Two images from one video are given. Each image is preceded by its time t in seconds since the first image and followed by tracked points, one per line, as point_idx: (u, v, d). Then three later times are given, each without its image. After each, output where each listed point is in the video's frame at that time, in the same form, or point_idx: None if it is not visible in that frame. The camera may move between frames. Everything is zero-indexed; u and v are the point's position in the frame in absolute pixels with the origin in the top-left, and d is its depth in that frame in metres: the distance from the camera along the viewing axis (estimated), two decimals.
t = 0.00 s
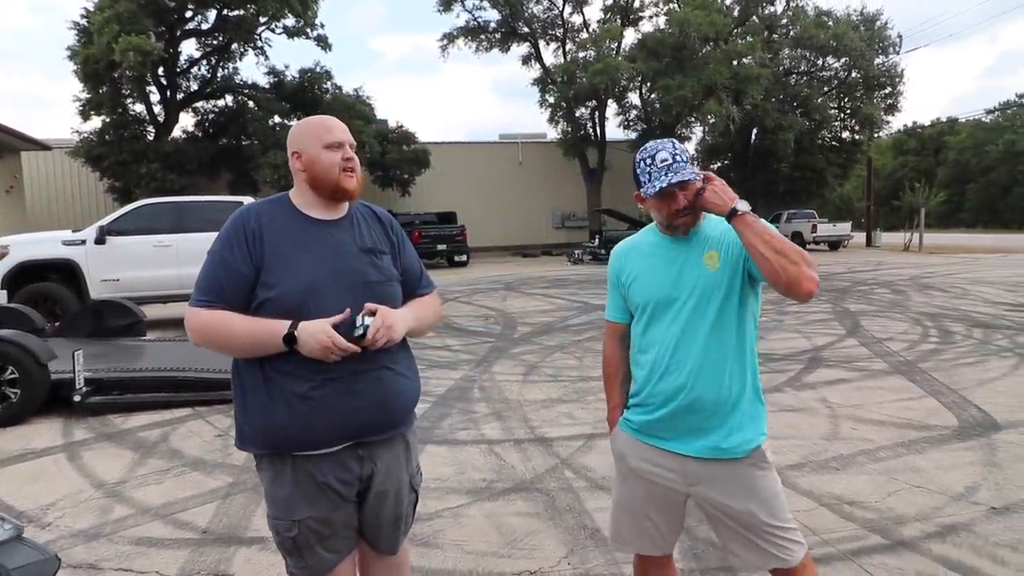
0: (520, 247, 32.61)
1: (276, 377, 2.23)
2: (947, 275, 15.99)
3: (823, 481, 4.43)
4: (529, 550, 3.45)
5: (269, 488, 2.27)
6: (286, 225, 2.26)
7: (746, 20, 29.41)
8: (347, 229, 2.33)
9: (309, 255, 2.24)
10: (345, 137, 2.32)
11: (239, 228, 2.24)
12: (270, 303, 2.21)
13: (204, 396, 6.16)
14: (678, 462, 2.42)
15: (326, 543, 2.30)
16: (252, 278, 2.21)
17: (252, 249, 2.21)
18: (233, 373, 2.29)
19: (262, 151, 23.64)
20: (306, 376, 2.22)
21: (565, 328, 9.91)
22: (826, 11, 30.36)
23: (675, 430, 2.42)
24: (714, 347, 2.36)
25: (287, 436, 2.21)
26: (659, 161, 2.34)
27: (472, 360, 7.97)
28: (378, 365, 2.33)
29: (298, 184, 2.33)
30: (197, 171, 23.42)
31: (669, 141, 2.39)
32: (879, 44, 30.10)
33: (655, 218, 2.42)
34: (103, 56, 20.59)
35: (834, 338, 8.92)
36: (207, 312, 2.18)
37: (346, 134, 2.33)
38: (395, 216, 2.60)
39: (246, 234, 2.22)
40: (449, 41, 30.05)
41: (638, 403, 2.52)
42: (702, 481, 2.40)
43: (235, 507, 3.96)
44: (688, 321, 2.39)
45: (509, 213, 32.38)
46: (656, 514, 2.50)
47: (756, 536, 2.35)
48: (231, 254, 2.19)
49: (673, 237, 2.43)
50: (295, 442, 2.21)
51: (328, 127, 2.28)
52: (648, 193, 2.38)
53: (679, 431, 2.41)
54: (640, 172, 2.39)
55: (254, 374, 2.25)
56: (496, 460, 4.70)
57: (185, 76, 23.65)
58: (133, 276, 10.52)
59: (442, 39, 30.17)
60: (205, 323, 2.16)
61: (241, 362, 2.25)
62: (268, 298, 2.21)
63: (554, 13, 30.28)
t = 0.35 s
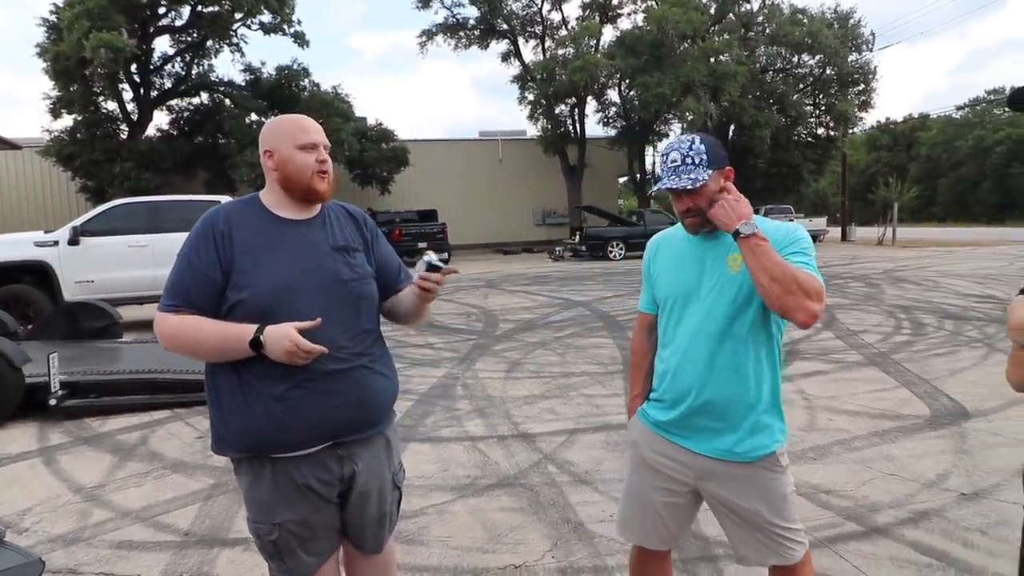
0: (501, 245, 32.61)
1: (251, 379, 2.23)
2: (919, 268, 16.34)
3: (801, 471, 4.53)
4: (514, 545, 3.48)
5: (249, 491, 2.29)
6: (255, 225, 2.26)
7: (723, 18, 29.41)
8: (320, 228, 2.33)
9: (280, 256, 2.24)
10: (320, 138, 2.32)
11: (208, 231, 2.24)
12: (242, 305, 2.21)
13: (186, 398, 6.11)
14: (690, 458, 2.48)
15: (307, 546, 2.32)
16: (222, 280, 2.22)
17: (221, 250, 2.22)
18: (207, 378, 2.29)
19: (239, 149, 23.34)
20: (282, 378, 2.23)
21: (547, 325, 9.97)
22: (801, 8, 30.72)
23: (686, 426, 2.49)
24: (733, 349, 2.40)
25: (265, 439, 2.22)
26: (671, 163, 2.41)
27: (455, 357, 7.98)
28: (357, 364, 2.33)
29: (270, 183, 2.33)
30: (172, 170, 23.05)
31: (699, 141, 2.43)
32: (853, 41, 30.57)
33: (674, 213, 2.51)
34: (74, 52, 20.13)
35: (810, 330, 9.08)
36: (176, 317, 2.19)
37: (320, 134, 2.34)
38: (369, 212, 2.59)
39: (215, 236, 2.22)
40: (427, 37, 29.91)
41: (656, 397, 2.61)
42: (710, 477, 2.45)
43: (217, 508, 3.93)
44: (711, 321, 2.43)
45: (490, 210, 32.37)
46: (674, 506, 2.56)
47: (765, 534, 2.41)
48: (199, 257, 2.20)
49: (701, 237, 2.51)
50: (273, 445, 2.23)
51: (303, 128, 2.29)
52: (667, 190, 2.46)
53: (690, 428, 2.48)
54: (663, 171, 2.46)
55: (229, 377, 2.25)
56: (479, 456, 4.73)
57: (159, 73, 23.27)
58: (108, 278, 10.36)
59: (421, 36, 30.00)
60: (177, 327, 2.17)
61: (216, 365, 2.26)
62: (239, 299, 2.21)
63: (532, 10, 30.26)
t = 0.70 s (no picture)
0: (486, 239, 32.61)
1: (233, 377, 2.25)
2: (897, 259, 16.66)
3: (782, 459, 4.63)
4: (503, 535, 3.54)
5: (235, 488, 2.32)
6: (233, 221, 2.27)
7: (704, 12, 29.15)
8: (300, 225, 2.34)
9: (260, 253, 2.26)
10: (297, 138, 2.31)
11: (187, 229, 2.26)
12: (222, 302, 2.23)
13: (172, 395, 6.09)
14: (688, 435, 2.60)
15: (295, 542, 2.35)
16: (202, 277, 2.24)
17: (200, 248, 2.24)
18: (192, 375, 2.32)
19: (220, 144, 23.08)
20: (264, 374, 2.25)
21: (532, 318, 10.04)
22: (782, 3, 30.97)
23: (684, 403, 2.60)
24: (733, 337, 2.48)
25: (248, 435, 2.24)
26: (696, 148, 2.50)
27: (441, 351, 8.00)
28: (338, 360, 2.35)
29: (249, 180, 2.35)
30: (152, 165, 22.73)
31: (722, 132, 2.47)
32: (832, 35, 30.92)
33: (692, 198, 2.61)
34: (49, 45, 19.71)
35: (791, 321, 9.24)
36: (156, 315, 2.22)
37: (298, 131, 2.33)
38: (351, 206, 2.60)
39: (193, 234, 2.24)
40: (410, 30, 29.76)
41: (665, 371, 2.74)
42: (706, 454, 2.56)
43: (207, 503, 3.94)
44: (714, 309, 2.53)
45: (474, 204, 32.35)
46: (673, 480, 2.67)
47: (753, 517, 2.50)
48: (178, 254, 2.22)
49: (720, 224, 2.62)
50: (257, 441, 2.25)
51: (279, 127, 2.28)
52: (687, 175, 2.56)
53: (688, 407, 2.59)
54: (684, 155, 2.57)
55: (212, 375, 2.28)
56: (468, 448, 4.77)
57: (137, 66, 22.96)
58: (89, 274, 10.23)
59: (403, 29, 29.81)
60: (157, 325, 2.20)
61: (199, 363, 2.29)
62: (220, 296, 2.23)
63: (515, 3, 30.18)
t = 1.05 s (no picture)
0: (482, 238, 32.59)
1: (230, 377, 2.27)
2: (891, 257, 16.75)
3: (778, 455, 4.66)
4: (502, 532, 3.56)
5: (234, 485, 2.34)
6: (226, 223, 2.29)
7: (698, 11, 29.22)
8: (293, 225, 2.35)
9: (254, 254, 2.27)
10: (278, 140, 2.30)
11: (183, 231, 2.28)
12: (217, 303, 2.24)
13: (170, 395, 6.09)
14: (666, 433, 2.64)
15: (292, 540, 2.37)
16: (197, 279, 2.25)
17: (196, 250, 2.25)
18: (190, 376, 2.33)
19: (214, 143, 23.00)
20: (260, 374, 2.26)
21: (530, 317, 10.05)
22: (775, 2, 31.06)
23: (659, 402, 2.64)
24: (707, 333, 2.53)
25: (245, 434, 2.26)
26: (665, 146, 2.58)
27: (439, 350, 8.02)
28: (333, 359, 2.37)
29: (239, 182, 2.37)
30: (146, 164, 22.64)
31: (687, 131, 2.55)
32: (826, 34, 31.02)
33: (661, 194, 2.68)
34: (43, 45, 19.58)
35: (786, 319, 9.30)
36: (154, 317, 2.23)
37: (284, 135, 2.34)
38: (347, 205, 2.60)
39: (189, 235, 2.26)
40: (405, 29, 29.73)
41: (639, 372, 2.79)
42: (685, 450, 2.60)
43: (206, 502, 3.95)
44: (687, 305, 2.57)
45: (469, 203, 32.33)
46: (657, 476, 2.70)
47: (734, 508, 2.54)
48: (173, 256, 2.24)
49: (688, 220, 2.67)
50: (254, 440, 2.27)
51: (261, 130, 2.29)
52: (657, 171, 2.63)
53: (663, 405, 2.63)
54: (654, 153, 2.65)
55: (210, 376, 2.29)
56: (467, 446, 4.79)
57: (131, 65, 22.90)
58: (85, 274, 10.21)
59: (398, 28, 29.78)
60: (154, 327, 2.21)
61: (197, 364, 2.30)
62: (215, 297, 2.24)
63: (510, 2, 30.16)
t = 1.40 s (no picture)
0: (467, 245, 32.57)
1: (213, 383, 2.26)
2: (870, 268, 17.01)
3: (759, 463, 4.71)
4: (486, 539, 3.56)
5: (215, 491, 2.33)
6: (209, 231, 2.29)
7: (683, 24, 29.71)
8: (278, 232, 2.35)
9: (239, 261, 2.27)
10: (257, 148, 2.30)
11: (166, 238, 2.27)
12: (201, 310, 2.24)
13: (150, 402, 6.00)
14: (632, 439, 2.66)
15: (272, 546, 2.36)
16: (180, 286, 2.25)
17: (180, 257, 2.25)
18: (172, 383, 2.32)
19: (198, 146, 22.81)
20: (243, 381, 2.26)
21: (515, 324, 10.07)
22: (759, 16, 31.54)
23: (624, 409, 2.67)
24: (672, 342, 2.58)
25: (227, 440, 2.25)
26: (626, 162, 2.63)
27: (424, 357, 8.00)
28: (317, 366, 2.36)
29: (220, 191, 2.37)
30: (128, 166, 22.39)
31: (646, 147, 2.62)
32: (808, 49, 31.53)
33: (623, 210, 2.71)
34: (24, 44, 19.29)
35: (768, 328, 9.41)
36: (135, 323, 2.22)
37: (264, 138, 2.33)
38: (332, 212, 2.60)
39: (173, 242, 2.26)
40: (393, 36, 29.77)
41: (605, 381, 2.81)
42: (652, 457, 2.62)
43: (186, 510, 3.90)
44: (653, 316, 2.62)
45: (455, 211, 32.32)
46: (628, 484, 2.72)
47: (698, 512, 2.57)
48: (157, 263, 2.23)
49: (646, 234, 2.70)
50: (237, 446, 2.26)
51: (241, 138, 2.29)
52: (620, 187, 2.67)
53: (627, 412, 2.66)
54: (615, 168, 2.70)
55: (192, 383, 2.28)
56: (451, 454, 4.79)
57: (114, 66, 22.71)
58: (63, 277, 10.08)
59: (386, 34, 29.83)
60: (135, 333, 2.20)
61: (179, 371, 2.29)
62: (199, 305, 2.24)
63: (498, 11, 30.29)
